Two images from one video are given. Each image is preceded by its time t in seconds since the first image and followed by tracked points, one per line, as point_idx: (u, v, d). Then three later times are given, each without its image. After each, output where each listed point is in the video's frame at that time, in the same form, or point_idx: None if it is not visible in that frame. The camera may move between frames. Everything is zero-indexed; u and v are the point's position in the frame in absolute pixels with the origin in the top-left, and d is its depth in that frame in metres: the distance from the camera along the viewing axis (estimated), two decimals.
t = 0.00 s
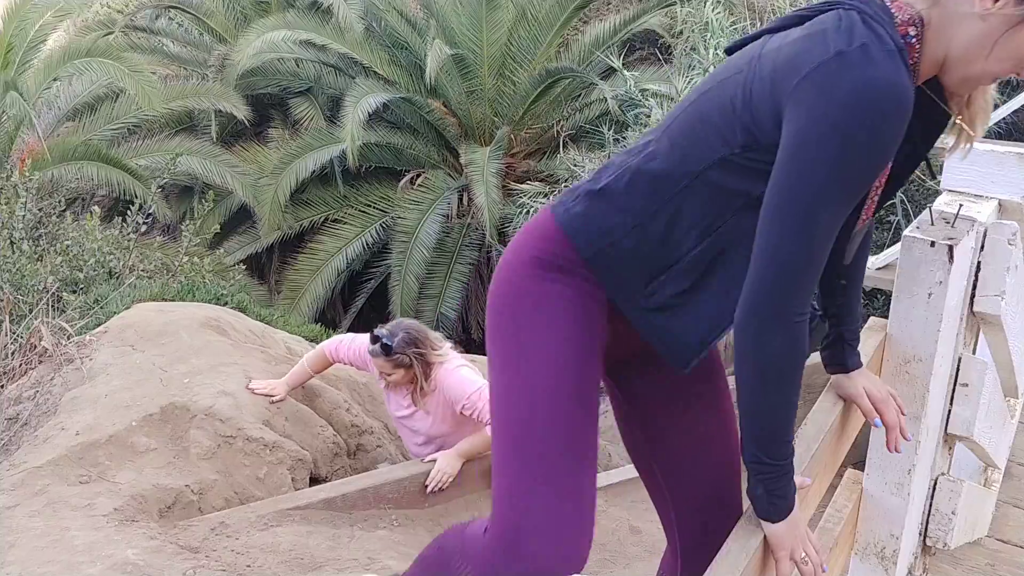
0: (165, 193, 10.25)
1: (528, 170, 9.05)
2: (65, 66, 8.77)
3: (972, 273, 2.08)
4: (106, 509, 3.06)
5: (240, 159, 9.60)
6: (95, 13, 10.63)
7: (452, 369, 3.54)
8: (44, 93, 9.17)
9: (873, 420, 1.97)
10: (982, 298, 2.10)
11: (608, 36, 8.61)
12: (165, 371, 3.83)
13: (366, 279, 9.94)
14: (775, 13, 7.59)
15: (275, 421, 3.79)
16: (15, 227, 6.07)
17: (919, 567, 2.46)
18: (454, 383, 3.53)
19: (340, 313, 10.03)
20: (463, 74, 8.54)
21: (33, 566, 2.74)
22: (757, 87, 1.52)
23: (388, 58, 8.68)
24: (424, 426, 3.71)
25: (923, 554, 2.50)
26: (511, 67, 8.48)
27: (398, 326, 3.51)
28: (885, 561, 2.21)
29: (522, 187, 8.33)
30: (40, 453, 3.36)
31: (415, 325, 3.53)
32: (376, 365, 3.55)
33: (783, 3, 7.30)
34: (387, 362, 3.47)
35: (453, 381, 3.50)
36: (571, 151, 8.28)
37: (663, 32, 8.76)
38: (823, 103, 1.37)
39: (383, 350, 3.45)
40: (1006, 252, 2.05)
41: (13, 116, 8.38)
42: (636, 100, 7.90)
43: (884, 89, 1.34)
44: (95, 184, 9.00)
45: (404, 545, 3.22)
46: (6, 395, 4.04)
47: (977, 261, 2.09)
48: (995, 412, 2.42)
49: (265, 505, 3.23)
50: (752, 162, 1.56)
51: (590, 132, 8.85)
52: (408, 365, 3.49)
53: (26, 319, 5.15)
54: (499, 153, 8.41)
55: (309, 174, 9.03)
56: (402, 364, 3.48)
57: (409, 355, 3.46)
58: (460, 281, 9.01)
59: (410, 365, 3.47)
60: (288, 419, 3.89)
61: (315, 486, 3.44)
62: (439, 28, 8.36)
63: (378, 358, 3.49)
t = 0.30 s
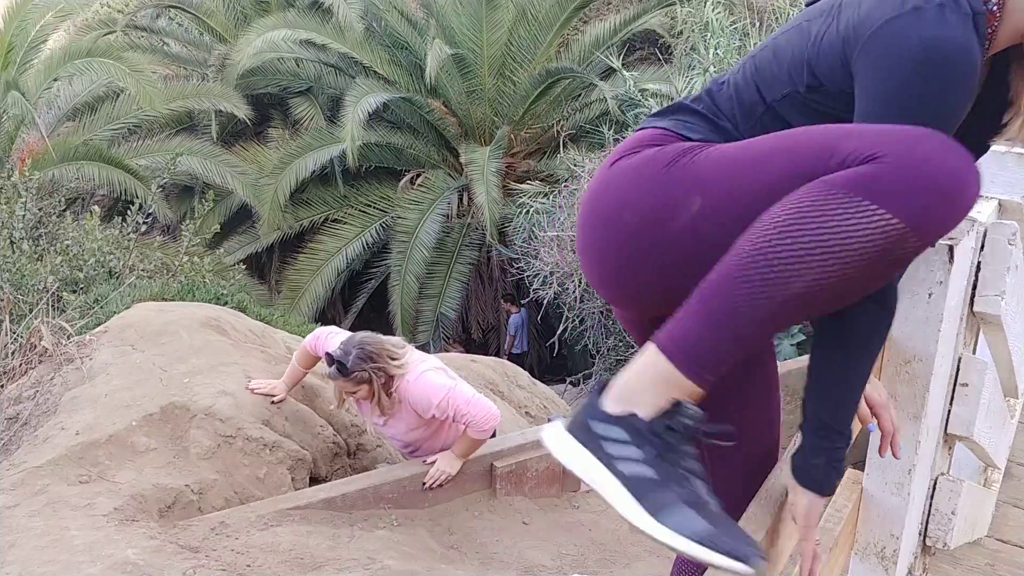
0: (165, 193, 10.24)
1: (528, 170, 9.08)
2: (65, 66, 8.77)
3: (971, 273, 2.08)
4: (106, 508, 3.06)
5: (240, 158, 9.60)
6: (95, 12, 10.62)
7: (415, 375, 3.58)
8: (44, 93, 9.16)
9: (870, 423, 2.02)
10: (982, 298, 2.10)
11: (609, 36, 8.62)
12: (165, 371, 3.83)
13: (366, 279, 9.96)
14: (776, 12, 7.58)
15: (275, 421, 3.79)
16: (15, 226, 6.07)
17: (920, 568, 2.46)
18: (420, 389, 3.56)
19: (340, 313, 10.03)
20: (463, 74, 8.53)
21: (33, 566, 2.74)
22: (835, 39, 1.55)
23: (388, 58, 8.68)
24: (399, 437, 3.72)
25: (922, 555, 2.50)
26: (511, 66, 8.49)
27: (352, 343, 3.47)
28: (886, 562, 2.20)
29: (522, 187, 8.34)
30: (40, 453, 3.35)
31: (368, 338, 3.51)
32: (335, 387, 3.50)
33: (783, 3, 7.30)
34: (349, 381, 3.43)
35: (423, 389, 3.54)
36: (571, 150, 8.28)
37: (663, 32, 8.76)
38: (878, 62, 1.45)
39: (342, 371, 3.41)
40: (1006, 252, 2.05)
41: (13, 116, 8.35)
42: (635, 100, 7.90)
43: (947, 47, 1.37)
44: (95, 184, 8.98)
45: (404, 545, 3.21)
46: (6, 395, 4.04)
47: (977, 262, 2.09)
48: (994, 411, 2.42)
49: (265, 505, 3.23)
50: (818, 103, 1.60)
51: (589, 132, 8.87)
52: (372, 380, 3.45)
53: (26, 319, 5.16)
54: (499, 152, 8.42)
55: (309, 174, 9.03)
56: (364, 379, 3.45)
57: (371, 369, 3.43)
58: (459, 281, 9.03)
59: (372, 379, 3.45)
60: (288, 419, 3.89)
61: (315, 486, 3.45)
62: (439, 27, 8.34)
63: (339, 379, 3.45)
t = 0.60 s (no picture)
0: (165, 192, 10.24)
1: (529, 169, 9.08)
2: (66, 66, 8.77)
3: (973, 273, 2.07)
4: (106, 507, 3.06)
5: (240, 157, 9.60)
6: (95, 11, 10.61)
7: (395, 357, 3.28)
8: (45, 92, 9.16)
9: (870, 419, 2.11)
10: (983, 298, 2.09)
11: (609, 35, 8.61)
12: (165, 371, 3.83)
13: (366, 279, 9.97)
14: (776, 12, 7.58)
15: (275, 421, 3.80)
16: (16, 226, 6.07)
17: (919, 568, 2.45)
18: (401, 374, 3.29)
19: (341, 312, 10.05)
20: (464, 74, 8.53)
21: (33, 565, 2.73)
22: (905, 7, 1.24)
23: (389, 57, 8.67)
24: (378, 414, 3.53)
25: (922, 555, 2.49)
26: (512, 66, 8.49)
27: (326, 322, 3.20)
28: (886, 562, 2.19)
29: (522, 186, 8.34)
30: (40, 453, 3.35)
31: (343, 315, 3.22)
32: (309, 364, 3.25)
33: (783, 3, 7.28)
34: (324, 362, 3.20)
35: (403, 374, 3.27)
36: (571, 150, 8.28)
37: (664, 31, 8.75)
38: (1012, 87, 1.12)
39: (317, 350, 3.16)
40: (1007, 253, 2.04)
41: (13, 116, 8.34)
42: (635, 100, 7.90)
43: None
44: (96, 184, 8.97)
45: (404, 544, 3.20)
46: (7, 394, 4.04)
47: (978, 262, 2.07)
48: (994, 411, 2.42)
49: (264, 505, 3.23)
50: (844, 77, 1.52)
51: (590, 131, 8.88)
52: (349, 362, 3.20)
53: (26, 318, 5.16)
54: (499, 151, 8.42)
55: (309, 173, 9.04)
56: (340, 360, 3.19)
57: (346, 352, 3.17)
58: (459, 280, 9.03)
59: (349, 361, 3.18)
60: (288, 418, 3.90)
61: (315, 486, 3.45)
62: (440, 27, 8.28)
63: (312, 359, 3.22)
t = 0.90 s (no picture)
0: (166, 192, 10.24)
1: (529, 169, 9.09)
2: (67, 65, 8.78)
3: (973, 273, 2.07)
4: (106, 507, 3.05)
5: (241, 156, 9.61)
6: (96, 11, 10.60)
7: (398, 335, 3.27)
8: (46, 92, 9.15)
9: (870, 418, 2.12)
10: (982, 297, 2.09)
11: (609, 35, 8.62)
12: (166, 370, 3.84)
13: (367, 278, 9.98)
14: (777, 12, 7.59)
15: (276, 420, 3.81)
16: (17, 225, 6.06)
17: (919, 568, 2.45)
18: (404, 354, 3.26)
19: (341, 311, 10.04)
20: (465, 74, 8.52)
21: (33, 565, 2.72)
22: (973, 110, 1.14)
23: (391, 57, 8.66)
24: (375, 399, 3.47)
25: (923, 555, 2.47)
26: (512, 66, 8.50)
27: (329, 296, 3.19)
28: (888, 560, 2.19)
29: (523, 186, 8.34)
30: (41, 452, 3.34)
31: (347, 291, 3.23)
32: (310, 337, 3.21)
33: (784, 3, 7.29)
34: (326, 336, 3.14)
35: (409, 352, 3.25)
36: (572, 149, 8.30)
37: (664, 31, 8.76)
38: None
39: (320, 322, 3.12)
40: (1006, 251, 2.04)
41: (14, 114, 8.35)
42: (636, 101, 7.91)
43: None
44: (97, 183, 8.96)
45: (404, 544, 3.20)
46: (7, 393, 4.03)
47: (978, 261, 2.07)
48: (995, 411, 2.42)
49: (264, 504, 3.23)
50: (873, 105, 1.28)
51: (591, 131, 8.90)
52: (352, 337, 3.17)
53: (26, 317, 5.16)
54: (500, 151, 8.42)
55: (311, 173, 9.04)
56: (343, 334, 3.15)
57: (350, 326, 3.14)
58: (460, 280, 9.03)
59: (352, 335, 3.14)
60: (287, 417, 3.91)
61: (315, 485, 3.45)
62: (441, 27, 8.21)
63: (314, 334, 3.16)
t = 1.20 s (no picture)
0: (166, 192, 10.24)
1: (530, 169, 9.09)
2: (67, 65, 8.78)
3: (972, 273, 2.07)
4: (107, 507, 3.05)
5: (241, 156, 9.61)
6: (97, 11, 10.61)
7: (404, 339, 3.26)
8: (46, 91, 9.15)
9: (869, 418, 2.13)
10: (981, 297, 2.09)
11: (610, 35, 8.61)
12: (166, 370, 3.84)
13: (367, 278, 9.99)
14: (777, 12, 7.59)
15: (277, 420, 3.82)
16: (17, 225, 6.07)
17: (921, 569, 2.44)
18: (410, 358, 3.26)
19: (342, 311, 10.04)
20: (465, 74, 8.50)
21: (34, 565, 2.72)
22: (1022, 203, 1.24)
23: (391, 56, 8.65)
24: (378, 404, 3.46)
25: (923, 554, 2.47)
26: (512, 66, 8.50)
27: (335, 301, 3.16)
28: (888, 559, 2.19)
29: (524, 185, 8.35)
30: (41, 452, 3.34)
31: (353, 296, 3.20)
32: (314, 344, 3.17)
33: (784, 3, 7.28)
34: (333, 342, 3.11)
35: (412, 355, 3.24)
36: (572, 149, 8.30)
37: (664, 32, 8.77)
38: None
39: (326, 328, 3.09)
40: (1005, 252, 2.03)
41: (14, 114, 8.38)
42: (636, 101, 7.91)
43: None
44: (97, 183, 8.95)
45: (405, 544, 3.20)
46: (8, 393, 4.03)
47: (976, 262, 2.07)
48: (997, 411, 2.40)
49: (264, 504, 3.23)
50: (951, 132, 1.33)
51: (591, 131, 8.90)
52: (359, 342, 3.14)
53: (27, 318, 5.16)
54: (500, 151, 8.41)
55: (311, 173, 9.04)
56: (350, 340, 3.13)
57: (356, 331, 3.12)
58: (460, 280, 9.02)
59: (359, 340, 3.12)
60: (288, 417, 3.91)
61: (316, 485, 3.44)
62: (441, 27, 8.28)
63: (319, 339, 3.13)
